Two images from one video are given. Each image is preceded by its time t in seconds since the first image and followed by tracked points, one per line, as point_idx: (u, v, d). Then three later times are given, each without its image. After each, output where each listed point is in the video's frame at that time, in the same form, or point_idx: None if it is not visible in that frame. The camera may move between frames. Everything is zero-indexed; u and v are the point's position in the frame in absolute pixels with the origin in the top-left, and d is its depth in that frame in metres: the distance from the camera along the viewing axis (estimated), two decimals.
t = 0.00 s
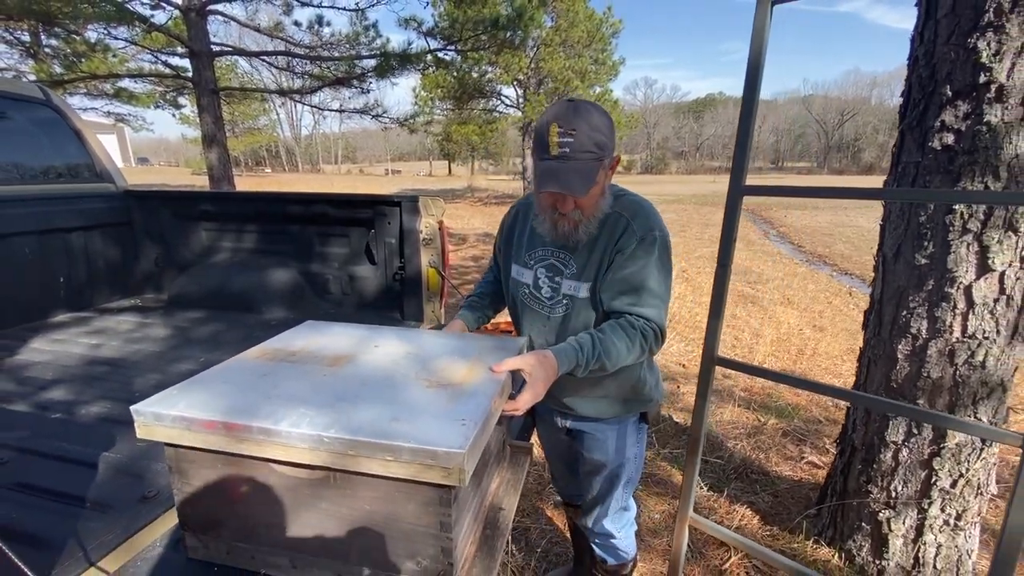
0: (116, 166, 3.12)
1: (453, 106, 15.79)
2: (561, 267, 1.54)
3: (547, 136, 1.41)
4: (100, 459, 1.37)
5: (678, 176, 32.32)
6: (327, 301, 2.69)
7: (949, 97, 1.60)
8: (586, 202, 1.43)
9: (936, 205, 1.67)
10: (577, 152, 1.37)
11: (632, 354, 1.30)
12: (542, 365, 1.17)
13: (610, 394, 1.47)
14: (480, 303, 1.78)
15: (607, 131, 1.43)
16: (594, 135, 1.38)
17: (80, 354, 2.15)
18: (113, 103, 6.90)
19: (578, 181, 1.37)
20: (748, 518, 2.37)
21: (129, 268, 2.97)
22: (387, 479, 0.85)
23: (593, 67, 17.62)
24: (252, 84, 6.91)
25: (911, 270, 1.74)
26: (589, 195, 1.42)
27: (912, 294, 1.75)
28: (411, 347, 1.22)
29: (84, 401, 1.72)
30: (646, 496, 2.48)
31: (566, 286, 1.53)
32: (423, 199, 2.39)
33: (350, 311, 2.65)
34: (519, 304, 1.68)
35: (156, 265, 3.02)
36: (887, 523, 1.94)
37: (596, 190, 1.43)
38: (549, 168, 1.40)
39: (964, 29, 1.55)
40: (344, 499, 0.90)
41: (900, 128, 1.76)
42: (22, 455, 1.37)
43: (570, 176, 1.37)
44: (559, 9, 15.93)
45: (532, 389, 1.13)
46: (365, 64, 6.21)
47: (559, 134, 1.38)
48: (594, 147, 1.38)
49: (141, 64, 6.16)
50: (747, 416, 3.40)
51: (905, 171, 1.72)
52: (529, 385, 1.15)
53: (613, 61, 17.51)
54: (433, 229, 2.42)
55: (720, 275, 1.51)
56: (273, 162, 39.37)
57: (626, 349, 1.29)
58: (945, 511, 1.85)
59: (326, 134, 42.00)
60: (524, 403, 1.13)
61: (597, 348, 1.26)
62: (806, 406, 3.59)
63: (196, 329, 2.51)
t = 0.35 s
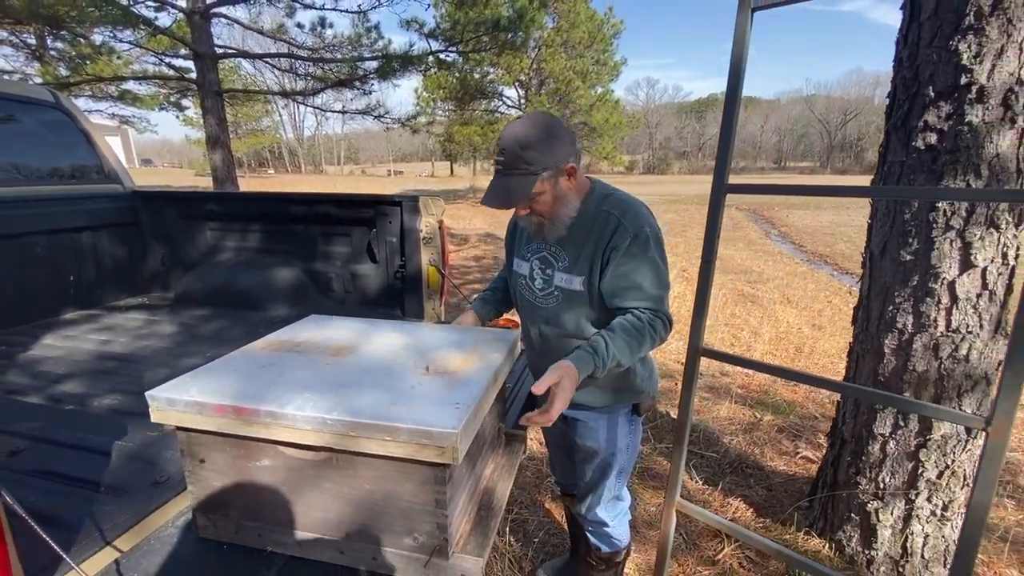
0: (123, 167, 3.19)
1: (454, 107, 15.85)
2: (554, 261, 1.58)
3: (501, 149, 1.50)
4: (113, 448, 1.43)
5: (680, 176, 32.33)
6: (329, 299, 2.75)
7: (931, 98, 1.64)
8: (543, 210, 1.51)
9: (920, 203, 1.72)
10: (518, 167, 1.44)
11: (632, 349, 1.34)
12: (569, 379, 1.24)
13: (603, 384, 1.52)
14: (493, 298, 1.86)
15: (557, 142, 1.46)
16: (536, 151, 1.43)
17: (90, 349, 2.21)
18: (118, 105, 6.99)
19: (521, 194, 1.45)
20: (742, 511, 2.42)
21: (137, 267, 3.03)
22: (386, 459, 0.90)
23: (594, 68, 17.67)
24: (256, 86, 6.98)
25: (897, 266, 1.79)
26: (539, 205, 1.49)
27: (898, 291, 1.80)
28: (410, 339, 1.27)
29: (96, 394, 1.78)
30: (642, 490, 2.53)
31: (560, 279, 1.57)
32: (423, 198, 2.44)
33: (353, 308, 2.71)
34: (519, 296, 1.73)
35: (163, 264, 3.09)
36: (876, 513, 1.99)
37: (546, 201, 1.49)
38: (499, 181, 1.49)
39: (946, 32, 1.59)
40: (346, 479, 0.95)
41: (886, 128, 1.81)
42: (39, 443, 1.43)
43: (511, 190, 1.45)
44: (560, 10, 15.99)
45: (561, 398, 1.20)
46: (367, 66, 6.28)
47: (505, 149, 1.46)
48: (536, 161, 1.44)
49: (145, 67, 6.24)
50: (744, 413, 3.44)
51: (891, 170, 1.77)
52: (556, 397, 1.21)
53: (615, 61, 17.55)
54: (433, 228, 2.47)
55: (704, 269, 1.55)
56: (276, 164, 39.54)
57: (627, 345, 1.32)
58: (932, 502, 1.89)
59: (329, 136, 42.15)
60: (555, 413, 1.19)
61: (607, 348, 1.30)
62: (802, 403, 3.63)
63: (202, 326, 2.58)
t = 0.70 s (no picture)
0: (128, 168, 3.24)
1: (455, 107, 15.90)
2: (542, 257, 1.60)
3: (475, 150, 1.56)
4: (122, 440, 1.47)
5: (681, 176, 32.35)
6: (331, 297, 2.79)
7: (920, 98, 1.68)
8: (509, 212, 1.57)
9: (909, 201, 1.75)
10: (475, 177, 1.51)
11: (625, 352, 1.44)
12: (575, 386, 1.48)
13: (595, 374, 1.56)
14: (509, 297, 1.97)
15: (512, 156, 1.46)
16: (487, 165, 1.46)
17: (98, 347, 2.25)
18: (121, 107, 7.05)
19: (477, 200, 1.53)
20: (738, 506, 2.46)
21: (142, 266, 3.08)
22: (387, 445, 0.94)
23: (595, 68, 17.74)
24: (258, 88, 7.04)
25: (888, 263, 1.82)
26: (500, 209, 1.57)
27: (889, 288, 1.83)
28: (409, 334, 1.31)
29: (104, 389, 1.82)
30: (640, 485, 2.56)
31: (549, 275, 1.59)
32: (423, 198, 2.48)
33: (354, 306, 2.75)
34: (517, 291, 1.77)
35: (167, 263, 3.13)
36: (868, 506, 2.02)
37: (504, 205, 1.55)
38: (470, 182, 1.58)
39: (933, 34, 1.63)
40: (348, 465, 0.99)
41: (876, 128, 1.84)
42: (50, 436, 1.48)
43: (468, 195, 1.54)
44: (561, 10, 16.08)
45: (573, 404, 1.46)
46: (369, 68, 6.33)
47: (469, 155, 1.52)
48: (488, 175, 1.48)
49: (148, 69, 6.30)
50: (742, 410, 3.48)
51: (881, 169, 1.80)
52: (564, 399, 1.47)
53: (615, 62, 17.61)
54: (433, 228, 2.51)
55: (694, 264, 1.58)
56: (278, 165, 39.68)
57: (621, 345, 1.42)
58: (924, 495, 1.92)
59: (330, 137, 42.27)
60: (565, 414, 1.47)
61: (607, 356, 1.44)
62: (800, 401, 3.66)
63: (206, 324, 2.62)
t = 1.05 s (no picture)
0: (130, 169, 3.27)
1: (456, 108, 15.94)
2: (527, 256, 1.66)
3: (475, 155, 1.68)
4: (128, 436, 1.50)
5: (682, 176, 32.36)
6: (332, 297, 2.82)
7: (911, 99, 1.71)
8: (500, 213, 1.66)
9: (901, 200, 1.78)
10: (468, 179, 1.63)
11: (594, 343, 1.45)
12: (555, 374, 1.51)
13: (581, 366, 1.59)
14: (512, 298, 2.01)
15: (489, 159, 1.55)
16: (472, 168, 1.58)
17: (102, 346, 2.29)
18: (123, 109, 7.09)
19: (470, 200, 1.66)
20: (735, 502, 2.48)
21: (145, 267, 3.11)
22: (387, 438, 0.97)
23: (594, 69, 17.79)
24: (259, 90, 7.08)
25: (881, 261, 1.85)
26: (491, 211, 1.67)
27: (883, 286, 1.85)
28: (409, 331, 1.34)
29: (108, 387, 1.85)
30: (638, 482, 2.59)
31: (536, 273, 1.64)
32: (423, 199, 2.50)
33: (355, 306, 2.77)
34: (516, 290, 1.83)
35: (170, 264, 3.16)
36: (863, 502, 2.04)
37: (491, 205, 1.65)
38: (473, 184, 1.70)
39: (924, 36, 1.66)
40: (349, 458, 1.02)
41: (869, 129, 1.87)
42: (57, 433, 1.50)
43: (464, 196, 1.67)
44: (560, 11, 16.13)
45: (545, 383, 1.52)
46: (369, 69, 6.36)
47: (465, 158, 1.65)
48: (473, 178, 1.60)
49: (149, 71, 6.34)
50: (740, 409, 3.50)
51: (874, 168, 1.83)
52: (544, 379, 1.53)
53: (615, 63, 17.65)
54: (432, 228, 2.53)
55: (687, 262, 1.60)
56: (279, 167, 39.76)
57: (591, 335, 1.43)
58: (917, 491, 1.95)
59: (331, 138, 42.34)
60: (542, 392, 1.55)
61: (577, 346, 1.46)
62: (798, 399, 3.68)
63: (209, 323, 2.65)
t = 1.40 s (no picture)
0: (131, 170, 3.29)
1: (455, 109, 15.97)
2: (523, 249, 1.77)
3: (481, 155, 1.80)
4: (132, 434, 1.52)
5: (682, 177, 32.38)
6: (333, 296, 2.84)
7: (905, 100, 1.73)
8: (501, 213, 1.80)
9: (896, 200, 1.80)
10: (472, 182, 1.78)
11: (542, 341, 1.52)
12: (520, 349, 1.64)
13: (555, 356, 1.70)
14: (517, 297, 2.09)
15: (484, 167, 1.67)
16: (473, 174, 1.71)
17: (105, 345, 2.30)
18: (123, 110, 7.11)
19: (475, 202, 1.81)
20: (733, 500, 2.50)
21: (146, 267, 3.13)
22: (389, 432, 0.99)
23: (593, 70, 17.83)
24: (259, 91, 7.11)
25: (876, 261, 1.87)
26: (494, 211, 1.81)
27: (878, 284, 1.87)
28: (410, 329, 1.36)
29: (112, 385, 1.87)
30: (636, 480, 2.60)
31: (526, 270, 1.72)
32: (423, 199, 2.52)
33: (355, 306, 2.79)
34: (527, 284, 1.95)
35: (171, 264, 3.17)
36: (859, 499, 2.06)
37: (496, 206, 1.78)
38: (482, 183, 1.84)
39: (917, 37, 1.68)
40: (352, 452, 1.04)
41: (864, 129, 1.89)
42: (62, 430, 1.52)
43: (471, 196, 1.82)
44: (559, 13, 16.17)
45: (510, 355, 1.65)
46: (369, 70, 6.39)
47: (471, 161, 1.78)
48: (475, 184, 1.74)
49: (149, 72, 6.36)
50: (739, 408, 3.51)
51: (869, 168, 1.85)
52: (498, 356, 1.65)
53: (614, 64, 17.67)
54: (432, 228, 2.55)
55: (683, 261, 1.62)
56: (278, 168, 39.80)
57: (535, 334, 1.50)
58: (912, 487, 1.97)
59: (330, 139, 42.37)
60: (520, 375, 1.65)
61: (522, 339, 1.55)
62: (796, 398, 3.70)
63: (210, 322, 2.67)
